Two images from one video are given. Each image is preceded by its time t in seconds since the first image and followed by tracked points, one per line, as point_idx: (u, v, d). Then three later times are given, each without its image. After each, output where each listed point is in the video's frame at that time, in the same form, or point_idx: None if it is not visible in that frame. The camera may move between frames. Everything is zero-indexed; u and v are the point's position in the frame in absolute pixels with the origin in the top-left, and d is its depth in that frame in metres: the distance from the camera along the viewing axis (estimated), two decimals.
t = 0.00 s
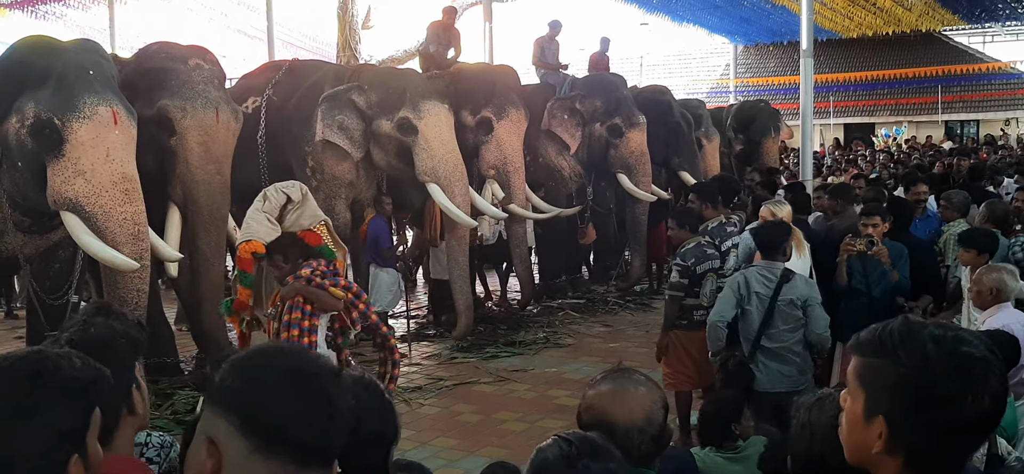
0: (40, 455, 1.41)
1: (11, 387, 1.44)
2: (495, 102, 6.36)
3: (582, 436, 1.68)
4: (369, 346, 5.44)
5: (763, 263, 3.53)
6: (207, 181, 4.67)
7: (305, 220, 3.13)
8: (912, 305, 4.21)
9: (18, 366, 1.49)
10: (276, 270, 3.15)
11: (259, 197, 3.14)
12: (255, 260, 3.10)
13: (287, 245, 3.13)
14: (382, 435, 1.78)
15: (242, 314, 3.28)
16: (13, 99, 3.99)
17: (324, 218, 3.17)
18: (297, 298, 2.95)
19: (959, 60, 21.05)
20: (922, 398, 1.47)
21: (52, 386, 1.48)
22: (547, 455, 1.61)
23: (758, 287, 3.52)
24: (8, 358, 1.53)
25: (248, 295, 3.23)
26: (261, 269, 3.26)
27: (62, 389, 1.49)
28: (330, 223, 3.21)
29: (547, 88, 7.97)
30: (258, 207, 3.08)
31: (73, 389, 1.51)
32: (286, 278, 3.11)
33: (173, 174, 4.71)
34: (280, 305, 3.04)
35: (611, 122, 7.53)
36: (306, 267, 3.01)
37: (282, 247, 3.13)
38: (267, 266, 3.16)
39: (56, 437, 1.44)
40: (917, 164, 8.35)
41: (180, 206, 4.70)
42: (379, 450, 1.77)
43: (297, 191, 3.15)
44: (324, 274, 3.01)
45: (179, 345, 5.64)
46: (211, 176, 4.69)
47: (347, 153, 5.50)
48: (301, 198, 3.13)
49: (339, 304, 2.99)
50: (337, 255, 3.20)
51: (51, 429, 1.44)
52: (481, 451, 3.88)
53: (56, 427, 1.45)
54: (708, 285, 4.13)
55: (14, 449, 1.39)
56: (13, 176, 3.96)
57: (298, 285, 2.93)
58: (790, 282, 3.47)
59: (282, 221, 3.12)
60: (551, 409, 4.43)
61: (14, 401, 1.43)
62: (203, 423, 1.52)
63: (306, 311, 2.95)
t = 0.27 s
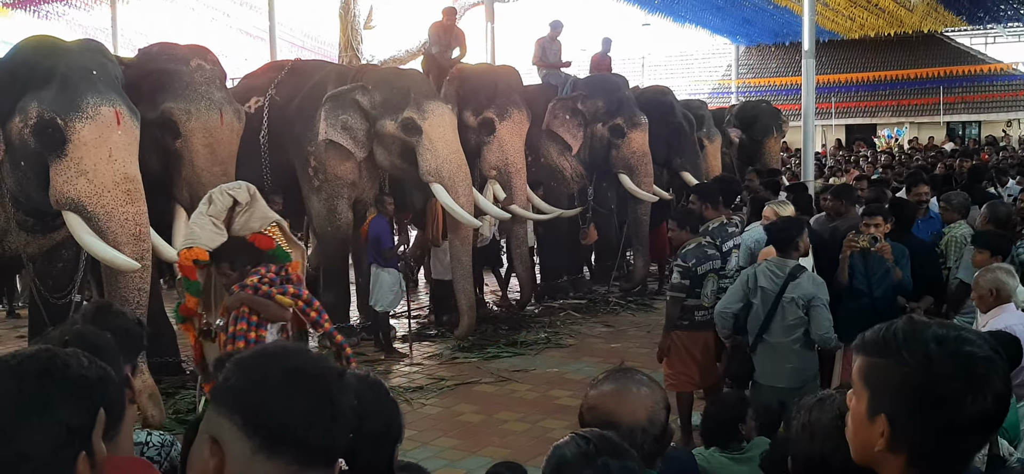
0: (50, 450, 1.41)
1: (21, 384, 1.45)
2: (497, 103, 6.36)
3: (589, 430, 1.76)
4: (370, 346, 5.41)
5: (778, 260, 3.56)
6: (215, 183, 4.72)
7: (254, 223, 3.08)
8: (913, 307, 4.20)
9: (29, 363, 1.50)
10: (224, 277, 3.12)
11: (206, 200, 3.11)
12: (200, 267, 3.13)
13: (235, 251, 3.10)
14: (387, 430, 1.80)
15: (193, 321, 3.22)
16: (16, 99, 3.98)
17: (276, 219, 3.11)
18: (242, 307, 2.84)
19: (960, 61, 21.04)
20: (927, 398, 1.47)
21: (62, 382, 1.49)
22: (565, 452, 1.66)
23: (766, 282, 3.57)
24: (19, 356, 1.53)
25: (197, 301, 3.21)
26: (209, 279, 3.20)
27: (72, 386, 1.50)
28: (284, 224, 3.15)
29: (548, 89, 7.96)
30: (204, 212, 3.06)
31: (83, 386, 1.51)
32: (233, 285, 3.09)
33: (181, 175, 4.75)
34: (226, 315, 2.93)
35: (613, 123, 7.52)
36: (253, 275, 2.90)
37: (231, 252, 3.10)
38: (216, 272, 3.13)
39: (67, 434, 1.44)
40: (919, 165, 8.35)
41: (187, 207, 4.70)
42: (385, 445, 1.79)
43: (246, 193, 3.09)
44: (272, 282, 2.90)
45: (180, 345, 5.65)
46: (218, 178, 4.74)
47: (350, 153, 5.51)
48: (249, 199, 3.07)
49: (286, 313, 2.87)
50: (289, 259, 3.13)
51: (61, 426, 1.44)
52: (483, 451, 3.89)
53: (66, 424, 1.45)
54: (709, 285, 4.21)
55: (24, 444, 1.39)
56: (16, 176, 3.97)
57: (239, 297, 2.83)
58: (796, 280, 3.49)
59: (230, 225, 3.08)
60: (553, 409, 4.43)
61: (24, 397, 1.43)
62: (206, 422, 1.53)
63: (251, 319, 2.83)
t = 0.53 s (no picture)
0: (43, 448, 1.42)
1: (16, 384, 1.47)
2: (502, 104, 6.38)
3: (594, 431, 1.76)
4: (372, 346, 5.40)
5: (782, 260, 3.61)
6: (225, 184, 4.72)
7: (193, 229, 2.78)
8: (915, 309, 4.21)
9: (27, 363, 1.52)
10: (162, 289, 2.84)
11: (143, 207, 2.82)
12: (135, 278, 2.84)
13: (174, 260, 2.81)
14: (398, 427, 1.82)
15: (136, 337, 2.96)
16: (24, 99, 4.01)
17: (214, 227, 2.80)
18: (178, 324, 2.58)
19: (964, 63, 21.01)
20: (931, 399, 1.47)
21: (58, 382, 1.50)
22: (575, 451, 1.66)
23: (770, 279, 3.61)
24: (19, 356, 1.56)
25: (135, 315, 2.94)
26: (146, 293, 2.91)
27: (69, 385, 1.51)
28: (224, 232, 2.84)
29: (552, 90, 7.98)
30: (140, 219, 2.77)
31: (79, 386, 1.53)
32: (171, 297, 2.80)
33: (189, 175, 4.71)
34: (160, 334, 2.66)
35: (616, 123, 7.53)
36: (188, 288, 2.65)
37: (167, 263, 2.82)
38: (152, 286, 2.85)
39: (61, 435, 1.45)
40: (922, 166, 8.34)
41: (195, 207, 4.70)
42: (396, 443, 1.80)
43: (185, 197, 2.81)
44: (210, 295, 2.65)
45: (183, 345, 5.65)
46: (227, 179, 4.72)
47: (355, 153, 5.49)
48: (187, 206, 2.78)
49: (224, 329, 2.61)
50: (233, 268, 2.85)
51: (55, 426, 1.45)
52: (485, 451, 3.89)
53: (62, 424, 1.46)
54: (711, 286, 4.26)
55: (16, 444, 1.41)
56: (22, 176, 4.00)
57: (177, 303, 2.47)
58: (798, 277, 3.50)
59: (167, 234, 2.79)
60: (555, 410, 4.43)
61: (20, 397, 1.45)
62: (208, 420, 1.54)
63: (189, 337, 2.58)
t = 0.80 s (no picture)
0: (49, 445, 1.42)
1: (23, 380, 1.47)
2: (510, 104, 6.32)
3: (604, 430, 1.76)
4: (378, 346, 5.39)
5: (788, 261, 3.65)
6: (239, 182, 4.72)
7: (133, 230, 3.04)
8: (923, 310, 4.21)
9: (33, 359, 1.52)
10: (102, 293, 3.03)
11: (82, 212, 3.10)
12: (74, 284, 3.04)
13: (113, 262, 3.02)
14: (411, 426, 1.82)
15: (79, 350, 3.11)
16: (36, 98, 4.06)
17: (156, 226, 3.07)
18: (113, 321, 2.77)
19: (971, 64, 20.94)
20: (953, 402, 1.48)
21: (63, 378, 1.50)
22: (583, 451, 1.66)
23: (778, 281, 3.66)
24: (24, 352, 1.56)
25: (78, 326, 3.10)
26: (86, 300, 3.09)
27: (75, 381, 1.52)
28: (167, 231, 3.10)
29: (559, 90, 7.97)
30: (77, 223, 3.03)
31: (85, 382, 1.53)
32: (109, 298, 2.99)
33: (204, 173, 4.71)
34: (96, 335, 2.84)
35: (624, 123, 7.54)
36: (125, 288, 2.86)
37: (106, 266, 3.03)
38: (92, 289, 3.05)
39: (67, 431, 1.45)
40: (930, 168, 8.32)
41: (210, 204, 4.71)
42: (410, 442, 1.81)
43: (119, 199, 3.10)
44: (145, 292, 2.85)
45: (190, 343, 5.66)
46: (242, 177, 4.72)
47: (364, 153, 5.51)
48: (127, 207, 3.09)
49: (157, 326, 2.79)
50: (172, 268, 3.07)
51: (61, 423, 1.45)
52: (492, 451, 3.89)
53: (68, 420, 1.46)
54: (720, 287, 4.26)
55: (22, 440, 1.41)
56: (34, 174, 4.08)
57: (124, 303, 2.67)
58: (802, 278, 3.52)
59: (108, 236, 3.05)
60: (562, 410, 4.43)
61: (26, 393, 1.45)
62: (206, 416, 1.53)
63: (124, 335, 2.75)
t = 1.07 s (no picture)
0: (48, 444, 1.42)
1: (23, 378, 1.48)
2: (521, 105, 6.31)
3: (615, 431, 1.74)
4: (387, 344, 5.38)
5: (801, 260, 3.62)
6: (258, 181, 4.79)
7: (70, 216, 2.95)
8: (936, 313, 4.20)
9: (32, 357, 1.53)
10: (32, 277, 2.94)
11: (16, 191, 2.98)
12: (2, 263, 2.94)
13: (43, 246, 2.93)
14: (432, 426, 1.82)
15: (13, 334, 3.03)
16: (52, 96, 4.24)
17: (92, 212, 3.00)
18: (36, 312, 2.66)
19: (984, 66, 20.80)
20: (977, 405, 1.47)
21: (63, 376, 1.51)
22: (594, 451, 1.65)
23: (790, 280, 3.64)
24: (25, 350, 1.57)
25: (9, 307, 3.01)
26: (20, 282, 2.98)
27: (74, 380, 1.52)
28: (103, 217, 3.05)
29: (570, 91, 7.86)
30: (11, 202, 2.91)
31: (84, 381, 1.53)
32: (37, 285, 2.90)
33: (223, 172, 4.78)
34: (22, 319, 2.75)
35: (635, 123, 7.53)
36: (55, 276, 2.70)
37: (38, 248, 2.93)
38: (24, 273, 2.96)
39: (66, 431, 1.46)
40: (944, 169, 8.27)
41: (229, 202, 4.79)
42: (429, 444, 1.81)
43: (61, 180, 2.98)
44: (75, 282, 2.69)
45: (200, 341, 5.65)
46: (260, 175, 4.79)
47: (376, 152, 5.51)
48: (62, 189, 2.96)
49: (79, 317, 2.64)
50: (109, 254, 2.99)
51: (60, 423, 1.46)
52: (501, 451, 3.88)
53: (67, 420, 1.47)
54: (730, 289, 4.29)
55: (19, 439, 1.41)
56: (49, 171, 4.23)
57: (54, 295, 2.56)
58: (814, 276, 3.51)
59: (44, 217, 2.96)
60: (571, 411, 4.42)
61: (25, 392, 1.46)
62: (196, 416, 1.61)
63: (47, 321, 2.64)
